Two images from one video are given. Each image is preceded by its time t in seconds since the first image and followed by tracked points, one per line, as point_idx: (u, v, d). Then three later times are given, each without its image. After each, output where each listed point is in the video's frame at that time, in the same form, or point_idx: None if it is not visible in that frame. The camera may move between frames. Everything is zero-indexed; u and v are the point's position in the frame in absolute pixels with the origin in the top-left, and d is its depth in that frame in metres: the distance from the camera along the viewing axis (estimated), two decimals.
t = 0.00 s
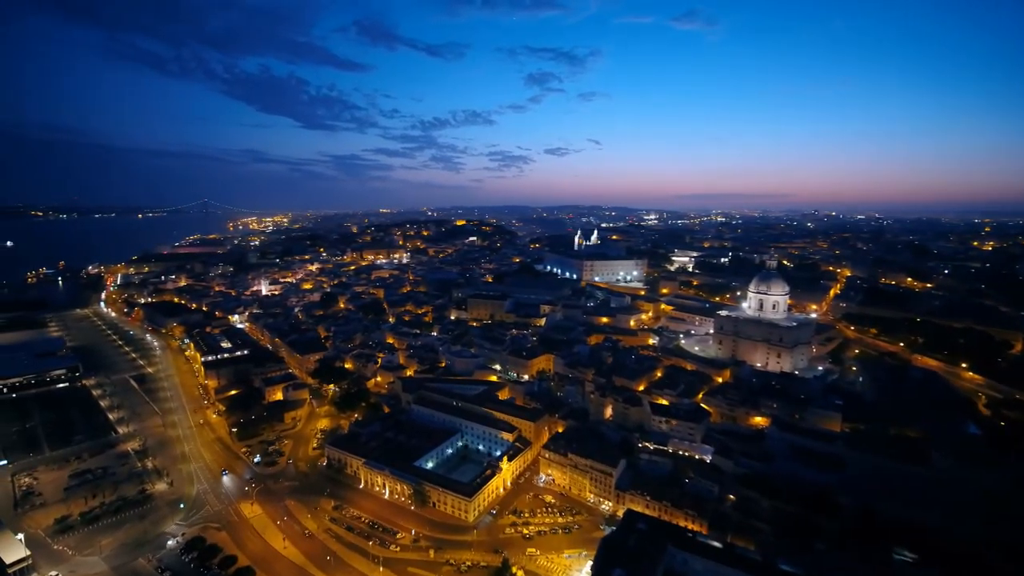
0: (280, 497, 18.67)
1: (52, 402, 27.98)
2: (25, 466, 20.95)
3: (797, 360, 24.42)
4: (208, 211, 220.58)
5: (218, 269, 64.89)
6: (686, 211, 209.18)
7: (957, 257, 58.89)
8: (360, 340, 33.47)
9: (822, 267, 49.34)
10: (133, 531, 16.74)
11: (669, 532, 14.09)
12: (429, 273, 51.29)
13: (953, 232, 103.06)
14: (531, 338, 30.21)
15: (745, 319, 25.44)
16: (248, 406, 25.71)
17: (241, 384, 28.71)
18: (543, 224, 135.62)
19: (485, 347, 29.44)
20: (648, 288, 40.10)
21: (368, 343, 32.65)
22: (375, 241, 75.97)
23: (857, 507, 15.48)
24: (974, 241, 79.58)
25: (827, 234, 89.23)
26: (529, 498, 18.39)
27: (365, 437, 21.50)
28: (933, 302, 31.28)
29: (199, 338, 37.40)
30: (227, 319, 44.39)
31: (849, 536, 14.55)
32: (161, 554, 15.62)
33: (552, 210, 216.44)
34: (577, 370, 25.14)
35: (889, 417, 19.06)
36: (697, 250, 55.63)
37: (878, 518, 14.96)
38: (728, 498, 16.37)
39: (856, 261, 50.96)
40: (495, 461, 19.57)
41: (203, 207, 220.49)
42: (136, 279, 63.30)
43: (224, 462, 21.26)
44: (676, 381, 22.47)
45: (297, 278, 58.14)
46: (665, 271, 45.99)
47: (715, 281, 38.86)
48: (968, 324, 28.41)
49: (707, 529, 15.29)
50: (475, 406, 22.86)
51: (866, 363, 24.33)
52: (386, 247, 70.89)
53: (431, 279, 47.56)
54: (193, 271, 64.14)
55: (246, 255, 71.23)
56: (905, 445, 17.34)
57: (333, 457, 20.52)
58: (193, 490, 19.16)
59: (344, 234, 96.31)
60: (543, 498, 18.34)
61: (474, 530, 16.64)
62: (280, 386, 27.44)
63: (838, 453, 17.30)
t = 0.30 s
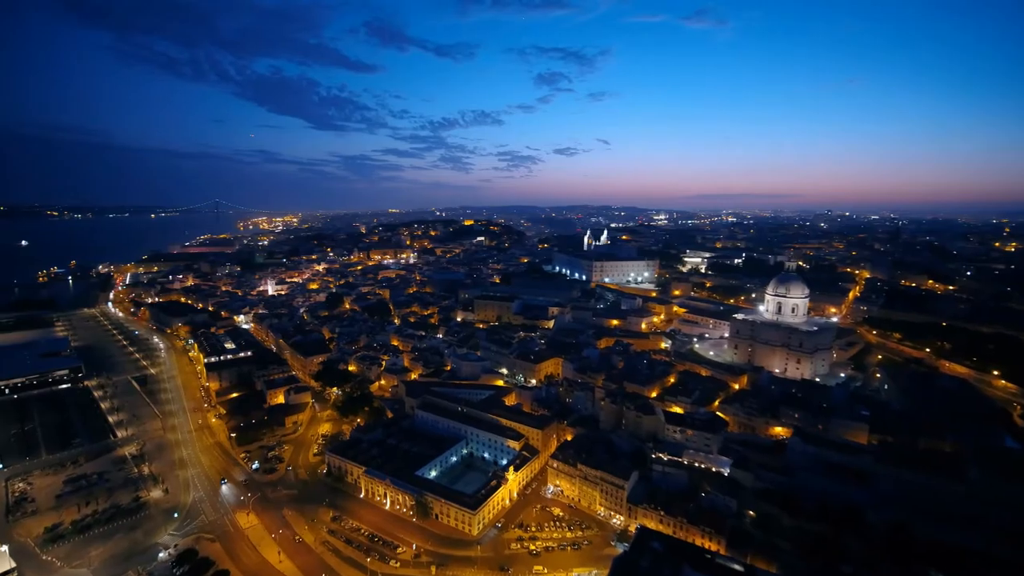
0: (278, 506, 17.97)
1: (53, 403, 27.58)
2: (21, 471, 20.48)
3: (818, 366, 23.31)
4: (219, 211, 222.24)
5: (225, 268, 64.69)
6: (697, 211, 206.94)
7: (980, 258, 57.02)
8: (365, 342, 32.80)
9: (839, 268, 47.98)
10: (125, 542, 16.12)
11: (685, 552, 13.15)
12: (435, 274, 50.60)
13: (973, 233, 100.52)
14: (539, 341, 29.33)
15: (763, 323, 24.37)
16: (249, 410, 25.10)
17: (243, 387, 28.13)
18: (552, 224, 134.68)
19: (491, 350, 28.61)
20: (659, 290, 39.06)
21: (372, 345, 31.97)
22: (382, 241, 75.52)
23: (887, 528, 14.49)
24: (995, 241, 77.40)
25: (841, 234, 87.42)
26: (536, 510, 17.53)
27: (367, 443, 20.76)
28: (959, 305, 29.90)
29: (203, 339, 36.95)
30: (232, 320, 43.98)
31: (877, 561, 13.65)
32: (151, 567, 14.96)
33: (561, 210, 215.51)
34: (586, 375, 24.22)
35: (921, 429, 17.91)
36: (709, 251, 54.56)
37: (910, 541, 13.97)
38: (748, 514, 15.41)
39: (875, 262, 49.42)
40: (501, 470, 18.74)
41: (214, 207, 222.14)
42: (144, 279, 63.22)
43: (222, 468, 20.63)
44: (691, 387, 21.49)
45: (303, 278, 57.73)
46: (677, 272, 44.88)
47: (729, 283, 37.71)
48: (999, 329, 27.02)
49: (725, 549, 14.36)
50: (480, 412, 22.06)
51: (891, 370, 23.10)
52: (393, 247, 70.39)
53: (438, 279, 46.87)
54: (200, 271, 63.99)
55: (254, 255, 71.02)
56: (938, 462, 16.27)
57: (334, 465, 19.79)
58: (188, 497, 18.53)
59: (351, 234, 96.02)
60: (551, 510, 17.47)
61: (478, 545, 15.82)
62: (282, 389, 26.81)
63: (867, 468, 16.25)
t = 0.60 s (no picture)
0: (274, 516, 17.30)
1: (53, 406, 27.19)
2: (15, 477, 19.98)
3: (838, 372, 22.28)
4: (227, 211, 223.59)
5: (231, 268, 64.51)
6: (706, 211, 205.21)
7: (1002, 259, 55.42)
8: (368, 344, 32.15)
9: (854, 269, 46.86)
10: (114, 554, 15.48)
11: None
12: (441, 274, 49.95)
13: (990, 233, 98.40)
14: (547, 344, 28.50)
15: (781, 327, 23.38)
16: (249, 414, 24.49)
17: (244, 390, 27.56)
18: (559, 224, 133.95)
19: (497, 354, 27.82)
20: (670, 291, 38.10)
21: (376, 347, 31.31)
22: (388, 241, 75.10)
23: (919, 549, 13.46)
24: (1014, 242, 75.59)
25: (854, 234, 85.88)
26: (543, 524, 16.70)
27: (368, 451, 20.03)
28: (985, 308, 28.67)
29: (205, 340, 36.48)
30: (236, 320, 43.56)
31: None
32: None
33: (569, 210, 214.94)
34: (595, 380, 23.32)
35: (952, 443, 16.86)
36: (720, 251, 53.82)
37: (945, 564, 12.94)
38: (768, 532, 14.48)
39: (892, 263, 48.08)
40: (507, 481, 17.93)
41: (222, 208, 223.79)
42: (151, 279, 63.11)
43: (219, 474, 20.00)
44: (705, 395, 20.56)
45: (308, 279, 57.30)
46: (687, 273, 43.89)
47: (742, 284, 36.69)
48: None
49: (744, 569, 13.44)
50: (485, 419, 21.28)
51: (917, 378, 22.03)
52: (399, 247, 69.91)
53: (444, 280, 46.21)
54: (206, 271, 63.83)
55: (260, 255, 70.78)
56: (971, 480, 15.29)
57: (333, 473, 19.12)
58: (183, 506, 17.91)
59: (358, 233, 95.76)
60: (559, 524, 16.63)
61: (481, 562, 15.02)
62: (283, 393, 26.19)
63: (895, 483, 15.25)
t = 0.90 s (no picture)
0: (271, 529, 16.58)
1: (52, 409, 26.74)
2: (8, 484, 19.45)
3: (863, 380, 21.14)
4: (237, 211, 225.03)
5: (237, 269, 64.26)
6: (715, 211, 202.97)
7: None
8: (372, 347, 31.43)
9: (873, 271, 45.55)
10: (103, 569, 14.83)
11: None
12: (448, 275, 49.19)
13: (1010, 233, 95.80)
14: (555, 348, 27.60)
15: (801, 332, 22.28)
16: (249, 419, 23.84)
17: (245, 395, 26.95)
18: (568, 224, 132.84)
19: (504, 358, 26.96)
20: (682, 293, 37.02)
21: (380, 350, 30.58)
22: (395, 242, 74.51)
23: None
24: None
25: (870, 234, 84.02)
26: (552, 541, 15.80)
27: (368, 460, 19.27)
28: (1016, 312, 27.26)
29: (209, 341, 36.00)
30: (241, 322, 43.11)
31: None
32: None
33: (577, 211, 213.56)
34: (606, 387, 22.40)
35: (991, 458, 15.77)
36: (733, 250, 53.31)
37: None
38: (794, 554, 13.49)
39: (912, 265, 46.55)
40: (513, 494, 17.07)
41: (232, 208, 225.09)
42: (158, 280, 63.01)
43: (216, 483, 19.33)
44: (722, 403, 19.55)
45: (314, 279, 56.82)
46: (700, 275, 42.77)
47: (757, 286, 35.52)
48: None
49: None
50: (491, 427, 20.41)
51: (947, 386, 20.78)
52: (406, 248, 69.30)
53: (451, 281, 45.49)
54: (213, 271, 63.62)
55: (266, 255, 70.51)
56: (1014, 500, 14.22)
57: (333, 483, 18.38)
58: (177, 517, 17.24)
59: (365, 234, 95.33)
60: (568, 541, 15.73)
61: None
62: (284, 397, 25.52)
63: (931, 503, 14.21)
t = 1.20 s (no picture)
0: (265, 542, 15.88)
1: (49, 412, 26.26)
2: None
3: (887, 388, 20.14)
4: (243, 211, 225.73)
5: (241, 269, 63.96)
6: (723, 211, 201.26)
7: None
8: (375, 349, 30.74)
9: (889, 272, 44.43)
10: None
11: None
12: (453, 276, 48.51)
13: None
14: (562, 352, 26.77)
15: (820, 336, 21.29)
16: (247, 424, 23.20)
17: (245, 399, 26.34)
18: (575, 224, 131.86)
19: (510, 362, 26.15)
20: (693, 294, 36.02)
21: (383, 353, 29.87)
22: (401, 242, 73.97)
23: None
24: None
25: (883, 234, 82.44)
26: (559, 558, 14.96)
27: (369, 469, 18.55)
28: None
29: (210, 343, 35.48)
30: (244, 323, 42.63)
31: None
32: None
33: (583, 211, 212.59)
34: (615, 393, 21.52)
35: None
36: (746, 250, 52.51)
37: None
38: None
39: (930, 266, 45.25)
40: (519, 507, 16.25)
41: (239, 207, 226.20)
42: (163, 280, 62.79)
43: (211, 492, 18.67)
44: (739, 412, 18.63)
45: (319, 280, 56.32)
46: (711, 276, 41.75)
47: (771, 288, 34.48)
48: None
49: None
50: (497, 435, 19.62)
51: (977, 395, 19.73)
52: (411, 248, 68.71)
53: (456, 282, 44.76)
54: (218, 271, 63.32)
55: (271, 255, 70.18)
56: None
57: (332, 493, 17.67)
58: (169, 528, 16.59)
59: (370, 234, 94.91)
60: (577, 558, 14.90)
61: None
62: (284, 402, 24.87)
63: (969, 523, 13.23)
